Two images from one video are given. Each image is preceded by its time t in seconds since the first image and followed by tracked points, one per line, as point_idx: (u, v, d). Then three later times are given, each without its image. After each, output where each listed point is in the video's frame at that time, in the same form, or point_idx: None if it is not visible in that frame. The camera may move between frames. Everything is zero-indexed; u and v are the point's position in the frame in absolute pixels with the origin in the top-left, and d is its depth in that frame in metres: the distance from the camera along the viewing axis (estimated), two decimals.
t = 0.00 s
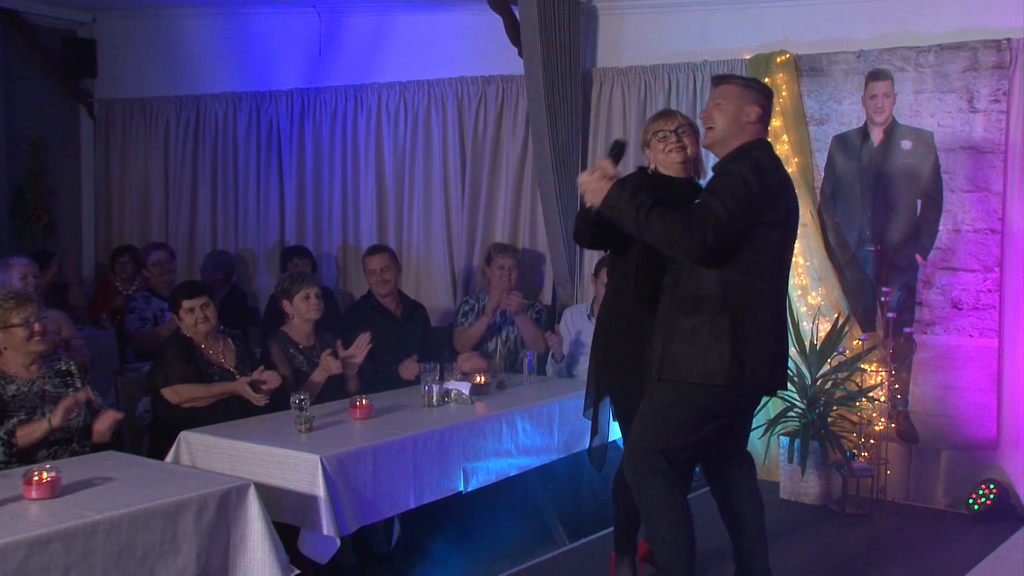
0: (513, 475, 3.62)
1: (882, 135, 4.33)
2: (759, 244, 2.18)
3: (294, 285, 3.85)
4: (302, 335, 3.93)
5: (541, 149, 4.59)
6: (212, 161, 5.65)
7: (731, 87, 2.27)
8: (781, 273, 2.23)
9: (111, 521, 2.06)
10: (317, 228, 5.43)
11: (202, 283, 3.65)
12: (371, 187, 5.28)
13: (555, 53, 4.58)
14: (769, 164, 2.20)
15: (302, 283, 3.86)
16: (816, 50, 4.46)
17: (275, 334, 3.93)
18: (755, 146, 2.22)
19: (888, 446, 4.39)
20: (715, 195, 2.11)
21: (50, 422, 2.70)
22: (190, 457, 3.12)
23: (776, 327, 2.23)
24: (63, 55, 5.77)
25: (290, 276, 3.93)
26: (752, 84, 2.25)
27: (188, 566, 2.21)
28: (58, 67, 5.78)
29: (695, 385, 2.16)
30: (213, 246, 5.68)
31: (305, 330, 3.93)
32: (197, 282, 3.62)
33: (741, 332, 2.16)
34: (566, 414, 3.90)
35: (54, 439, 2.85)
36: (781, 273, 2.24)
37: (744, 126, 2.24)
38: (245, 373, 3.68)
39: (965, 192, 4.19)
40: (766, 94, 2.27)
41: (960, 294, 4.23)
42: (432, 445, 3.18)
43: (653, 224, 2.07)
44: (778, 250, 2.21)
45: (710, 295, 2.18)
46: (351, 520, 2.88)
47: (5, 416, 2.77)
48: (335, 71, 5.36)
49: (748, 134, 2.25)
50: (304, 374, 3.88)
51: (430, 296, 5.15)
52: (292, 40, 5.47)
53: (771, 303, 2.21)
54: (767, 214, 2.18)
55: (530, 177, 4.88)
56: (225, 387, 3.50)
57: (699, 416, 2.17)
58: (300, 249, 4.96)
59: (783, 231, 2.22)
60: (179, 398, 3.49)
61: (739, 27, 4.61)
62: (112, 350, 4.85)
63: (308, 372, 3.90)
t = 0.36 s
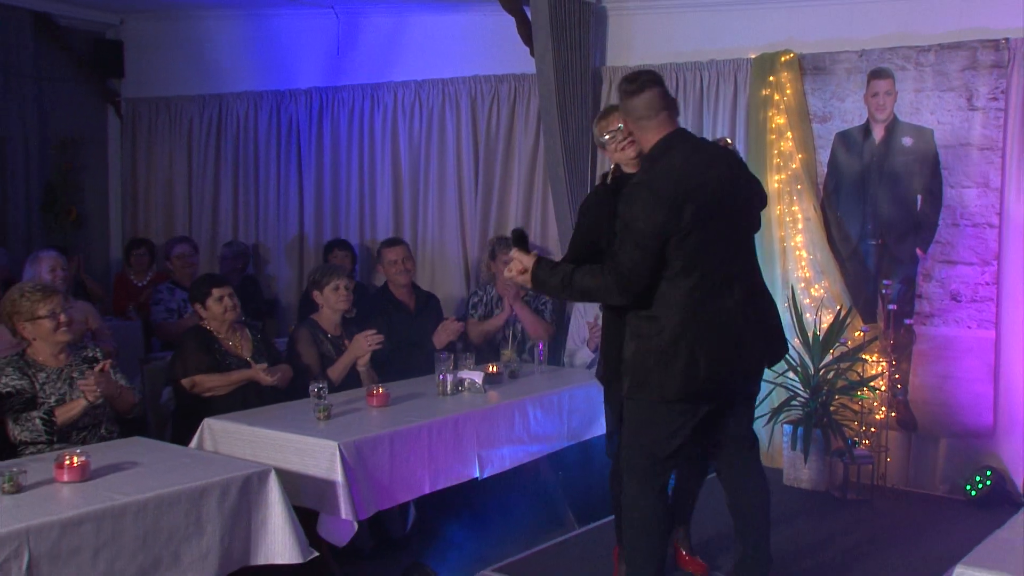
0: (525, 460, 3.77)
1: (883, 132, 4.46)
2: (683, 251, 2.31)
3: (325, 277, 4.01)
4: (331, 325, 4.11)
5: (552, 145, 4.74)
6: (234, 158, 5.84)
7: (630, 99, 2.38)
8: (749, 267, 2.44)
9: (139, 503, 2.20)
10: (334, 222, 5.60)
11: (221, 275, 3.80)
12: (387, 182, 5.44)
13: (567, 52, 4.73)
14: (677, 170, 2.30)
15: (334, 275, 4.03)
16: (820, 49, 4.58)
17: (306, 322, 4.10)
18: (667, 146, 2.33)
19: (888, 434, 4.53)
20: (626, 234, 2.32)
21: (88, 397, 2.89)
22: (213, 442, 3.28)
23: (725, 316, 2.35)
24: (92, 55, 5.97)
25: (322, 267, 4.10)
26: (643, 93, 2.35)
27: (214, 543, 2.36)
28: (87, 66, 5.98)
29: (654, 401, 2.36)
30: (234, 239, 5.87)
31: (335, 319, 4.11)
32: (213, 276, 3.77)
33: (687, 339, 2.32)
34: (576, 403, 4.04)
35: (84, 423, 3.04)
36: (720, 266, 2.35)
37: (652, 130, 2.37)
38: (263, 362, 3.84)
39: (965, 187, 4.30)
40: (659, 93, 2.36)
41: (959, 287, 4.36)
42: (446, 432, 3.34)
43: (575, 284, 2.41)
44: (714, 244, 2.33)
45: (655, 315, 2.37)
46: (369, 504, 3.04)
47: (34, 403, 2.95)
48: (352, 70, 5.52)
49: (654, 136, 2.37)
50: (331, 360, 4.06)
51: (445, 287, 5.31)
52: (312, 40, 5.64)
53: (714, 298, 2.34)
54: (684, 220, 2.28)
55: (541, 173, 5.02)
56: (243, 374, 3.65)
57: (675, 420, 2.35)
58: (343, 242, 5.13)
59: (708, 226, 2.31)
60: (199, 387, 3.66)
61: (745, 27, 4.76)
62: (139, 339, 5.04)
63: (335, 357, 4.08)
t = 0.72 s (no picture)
0: (534, 448, 3.94)
1: (884, 129, 4.59)
2: (651, 241, 2.34)
3: (341, 270, 4.17)
4: (344, 316, 4.28)
5: (562, 142, 4.88)
6: (254, 155, 6.03)
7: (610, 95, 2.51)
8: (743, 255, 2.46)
9: (164, 488, 2.29)
10: (351, 216, 5.78)
11: (242, 267, 3.96)
12: (402, 178, 5.61)
13: (576, 51, 4.87)
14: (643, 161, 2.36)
15: (348, 268, 4.17)
16: (822, 49, 4.72)
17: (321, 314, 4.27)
18: (641, 139, 2.42)
19: (887, 423, 4.67)
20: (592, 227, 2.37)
21: (110, 412, 3.02)
22: (236, 428, 3.46)
23: (697, 306, 2.36)
24: (119, 57, 6.23)
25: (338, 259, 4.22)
26: (620, 89, 2.47)
27: (235, 527, 2.43)
28: (115, 69, 6.23)
29: (633, 390, 2.44)
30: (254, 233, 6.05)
31: (349, 311, 4.28)
32: (235, 269, 3.93)
33: (657, 328, 2.38)
34: (583, 393, 4.19)
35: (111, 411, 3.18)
36: (692, 255, 2.36)
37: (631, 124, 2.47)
38: (283, 354, 4.01)
39: (963, 183, 4.43)
40: (637, 88, 2.47)
41: (957, 280, 4.49)
42: (459, 421, 3.49)
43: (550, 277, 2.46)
44: (684, 233, 2.35)
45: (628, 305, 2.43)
46: (384, 489, 3.20)
47: (61, 393, 3.10)
48: (369, 69, 5.70)
49: (634, 129, 2.47)
50: (344, 351, 4.22)
51: (458, 279, 5.47)
52: (329, 40, 5.81)
53: (685, 288, 2.37)
54: (647, 210, 2.31)
55: (552, 169, 5.18)
56: (263, 369, 3.83)
57: (657, 407, 2.42)
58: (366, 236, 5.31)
59: (676, 215, 2.33)
60: (220, 378, 3.81)
61: (749, 28, 4.90)
62: (163, 330, 5.22)
63: (349, 348, 4.24)
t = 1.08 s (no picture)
0: (544, 436, 4.10)
1: (883, 127, 4.73)
2: (682, 217, 2.44)
3: (355, 265, 4.31)
4: (358, 308, 4.44)
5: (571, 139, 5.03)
6: (273, 151, 6.24)
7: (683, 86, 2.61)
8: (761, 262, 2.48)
9: (186, 473, 2.43)
10: (366, 211, 5.96)
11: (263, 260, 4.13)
12: (415, 174, 5.77)
13: (584, 51, 5.01)
14: (696, 141, 2.45)
15: (361, 263, 4.31)
16: (823, 50, 4.85)
17: (335, 306, 4.43)
18: (707, 127, 2.49)
19: (886, 412, 4.76)
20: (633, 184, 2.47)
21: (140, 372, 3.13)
22: (254, 415, 3.62)
23: (708, 289, 2.44)
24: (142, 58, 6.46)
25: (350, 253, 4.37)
26: (702, 75, 2.52)
27: (251, 509, 2.58)
28: (139, 68, 6.49)
29: (649, 359, 2.51)
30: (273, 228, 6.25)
31: (362, 303, 4.44)
32: (257, 262, 4.08)
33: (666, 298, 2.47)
34: (591, 382, 4.35)
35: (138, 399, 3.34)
36: (720, 243, 2.44)
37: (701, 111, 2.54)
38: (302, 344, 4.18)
39: (959, 179, 4.57)
40: (720, 77, 2.51)
41: (953, 274, 4.63)
42: (470, 409, 3.65)
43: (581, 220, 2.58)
44: (708, 219, 2.43)
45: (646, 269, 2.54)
46: (398, 474, 3.35)
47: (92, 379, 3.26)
48: (383, 69, 5.86)
49: (707, 114, 2.53)
50: (358, 342, 4.38)
51: (468, 273, 5.63)
52: (345, 40, 5.99)
53: (700, 271, 2.45)
54: (690, 185, 2.41)
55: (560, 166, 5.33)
56: (285, 355, 4.00)
57: (656, 387, 2.50)
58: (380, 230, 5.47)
59: (714, 199, 2.42)
60: (245, 363, 4.01)
61: (752, 29, 5.03)
62: (185, 321, 5.41)
63: (361, 339, 4.40)
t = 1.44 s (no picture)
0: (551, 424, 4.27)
1: (880, 125, 4.87)
2: (731, 210, 2.56)
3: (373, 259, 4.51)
4: (375, 300, 4.62)
5: (577, 137, 5.19)
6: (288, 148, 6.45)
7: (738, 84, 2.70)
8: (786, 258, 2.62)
9: (205, 460, 2.52)
10: (379, 206, 6.16)
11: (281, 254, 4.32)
12: (426, 170, 5.95)
13: (590, 51, 5.17)
14: (752, 139, 2.57)
15: (379, 256, 4.51)
16: (822, 50, 4.99)
17: (351, 299, 4.61)
18: (761, 127, 2.61)
19: (882, 401, 4.95)
20: (691, 178, 2.57)
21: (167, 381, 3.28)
22: (271, 404, 3.77)
23: (750, 281, 2.58)
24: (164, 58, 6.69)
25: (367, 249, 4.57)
26: (760, 77, 2.62)
27: (269, 497, 2.68)
28: (159, 69, 6.74)
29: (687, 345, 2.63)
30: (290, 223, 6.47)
31: (378, 295, 4.62)
32: (276, 256, 4.29)
33: (712, 287, 2.60)
34: (598, 372, 4.52)
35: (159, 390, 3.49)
36: (766, 239, 2.58)
37: (754, 110, 2.65)
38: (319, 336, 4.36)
39: (954, 176, 4.71)
40: (778, 80, 2.62)
41: (948, 268, 4.78)
42: (481, 397, 3.82)
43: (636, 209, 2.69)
44: (756, 215, 2.55)
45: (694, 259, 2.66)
46: (415, 458, 3.52)
47: (116, 368, 3.43)
48: (395, 69, 6.04)
49: (761, 113, 2.63)
50: (372, 334, 4.56)
51: (478, 267, 5.80)
52: (359, 41, 6.18)
53: (745, 264, 2.58)
54: (744, 181, 2.53)
55: (566, 163, 5.49)
56: (299, 349, 4.13)
57: (684, 375, 2.63)
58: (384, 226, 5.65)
59: (766, 196, 2.55)
60: (261, 356, 4.13)
61: (754, 30, 5.17)
62: (204, 313, 5.60)
63: (377, 331, 4.58)
